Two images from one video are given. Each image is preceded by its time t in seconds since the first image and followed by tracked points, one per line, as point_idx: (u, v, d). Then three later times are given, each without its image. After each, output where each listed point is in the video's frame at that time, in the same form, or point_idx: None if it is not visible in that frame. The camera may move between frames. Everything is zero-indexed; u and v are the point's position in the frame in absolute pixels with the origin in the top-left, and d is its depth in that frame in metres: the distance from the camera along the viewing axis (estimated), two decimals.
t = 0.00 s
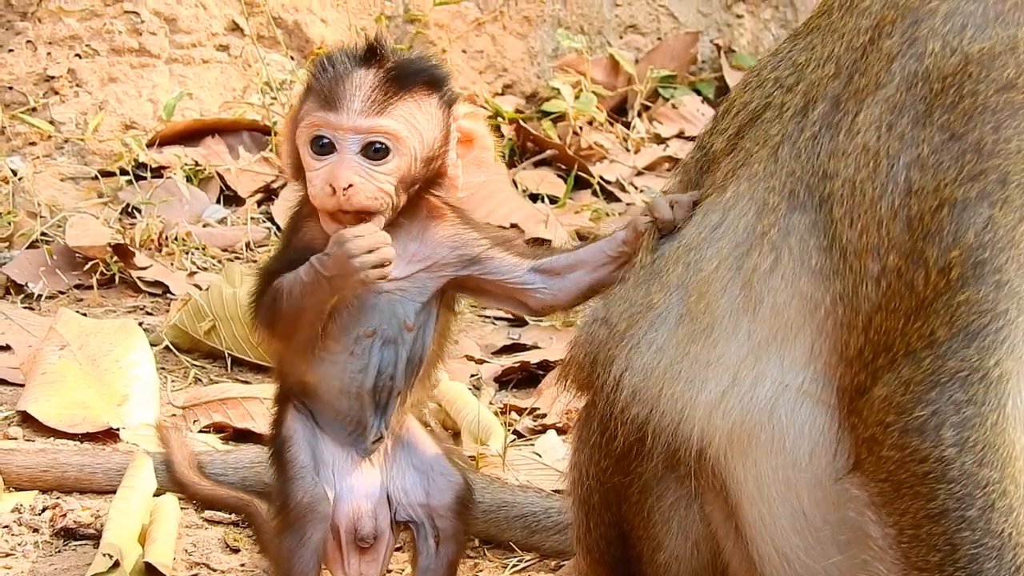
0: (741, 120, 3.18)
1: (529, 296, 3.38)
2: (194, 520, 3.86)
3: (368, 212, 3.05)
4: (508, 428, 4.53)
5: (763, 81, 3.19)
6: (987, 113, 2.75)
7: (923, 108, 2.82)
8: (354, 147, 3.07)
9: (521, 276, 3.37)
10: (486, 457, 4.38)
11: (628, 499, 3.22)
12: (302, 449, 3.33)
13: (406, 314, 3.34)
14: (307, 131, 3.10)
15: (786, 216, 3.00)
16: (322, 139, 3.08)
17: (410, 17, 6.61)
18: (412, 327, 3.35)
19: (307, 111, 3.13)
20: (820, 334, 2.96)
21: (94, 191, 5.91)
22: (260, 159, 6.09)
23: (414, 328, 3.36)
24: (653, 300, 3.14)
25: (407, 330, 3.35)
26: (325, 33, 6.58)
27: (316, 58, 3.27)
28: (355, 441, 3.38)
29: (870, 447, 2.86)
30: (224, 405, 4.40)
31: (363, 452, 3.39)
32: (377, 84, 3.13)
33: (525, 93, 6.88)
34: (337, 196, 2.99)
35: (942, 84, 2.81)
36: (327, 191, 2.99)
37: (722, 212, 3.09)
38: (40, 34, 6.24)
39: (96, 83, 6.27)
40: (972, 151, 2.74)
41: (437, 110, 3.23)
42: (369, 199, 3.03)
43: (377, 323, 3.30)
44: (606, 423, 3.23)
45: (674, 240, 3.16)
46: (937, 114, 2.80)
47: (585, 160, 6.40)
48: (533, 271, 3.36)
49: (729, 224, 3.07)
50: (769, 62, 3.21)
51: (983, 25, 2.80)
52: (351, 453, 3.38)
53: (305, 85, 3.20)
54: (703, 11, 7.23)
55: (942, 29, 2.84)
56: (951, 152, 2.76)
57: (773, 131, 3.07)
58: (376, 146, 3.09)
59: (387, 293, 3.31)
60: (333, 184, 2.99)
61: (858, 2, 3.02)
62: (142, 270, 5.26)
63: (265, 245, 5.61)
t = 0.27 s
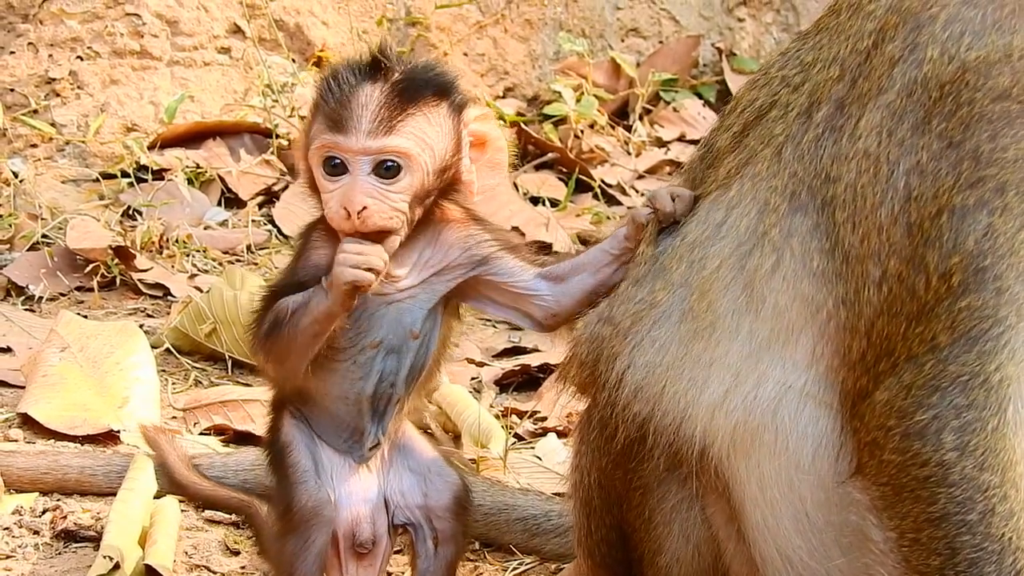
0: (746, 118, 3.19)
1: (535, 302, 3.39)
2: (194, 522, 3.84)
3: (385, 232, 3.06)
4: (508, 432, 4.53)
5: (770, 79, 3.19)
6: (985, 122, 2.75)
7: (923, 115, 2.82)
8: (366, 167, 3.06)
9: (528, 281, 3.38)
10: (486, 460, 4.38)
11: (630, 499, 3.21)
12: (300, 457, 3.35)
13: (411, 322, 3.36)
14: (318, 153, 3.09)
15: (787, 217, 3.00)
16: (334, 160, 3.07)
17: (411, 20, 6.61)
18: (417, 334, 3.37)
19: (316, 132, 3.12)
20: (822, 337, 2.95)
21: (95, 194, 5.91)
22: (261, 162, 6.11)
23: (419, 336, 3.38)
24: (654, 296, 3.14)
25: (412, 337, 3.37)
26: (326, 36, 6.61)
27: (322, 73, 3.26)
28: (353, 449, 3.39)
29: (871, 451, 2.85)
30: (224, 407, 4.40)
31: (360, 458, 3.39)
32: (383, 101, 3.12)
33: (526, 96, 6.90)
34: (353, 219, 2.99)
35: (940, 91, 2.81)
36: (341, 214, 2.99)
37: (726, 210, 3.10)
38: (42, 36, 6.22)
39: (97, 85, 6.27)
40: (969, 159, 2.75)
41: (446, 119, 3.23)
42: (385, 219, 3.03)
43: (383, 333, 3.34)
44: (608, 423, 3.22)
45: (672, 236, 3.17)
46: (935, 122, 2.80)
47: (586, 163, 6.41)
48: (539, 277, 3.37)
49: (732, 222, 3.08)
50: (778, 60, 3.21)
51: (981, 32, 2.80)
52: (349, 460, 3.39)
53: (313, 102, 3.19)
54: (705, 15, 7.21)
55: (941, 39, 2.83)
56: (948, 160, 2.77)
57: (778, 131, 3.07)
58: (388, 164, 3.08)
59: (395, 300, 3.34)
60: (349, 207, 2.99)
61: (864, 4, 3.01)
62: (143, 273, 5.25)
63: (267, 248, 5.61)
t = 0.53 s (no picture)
0: (749, 117, 3.21)
1: (551, 314, 3.36)
2: (194, 524, 3.84)
3: (414, 241, 3.04)
4: (508, 434, 4.53)
5: (773, 78, 3.20)
6: (983, 126, 2.75)
7: (923, 118, 2.82)
8: (396, 177, 3.03)
9: (545, 292, 3.35)
10: (485, 461, 4.38)
11: (630, 502, 3.21)
12: (315, 459, 3.35)
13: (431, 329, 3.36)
14: (346, 161, 3.06)
15: (789, 216, 3.00)
16: (362, 169, 3.03)
17: (410, 23, 6.62)
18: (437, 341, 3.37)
19: (344, 138, 3.08)
20: (824, 338, 2.96)
21: (93, 197, 5.91)
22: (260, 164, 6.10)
23: (438, 342, 3.38)
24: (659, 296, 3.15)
25: (432, 345, 3.37)
26: (325, 38, 6.63)
27: (348, 78, 3.22)
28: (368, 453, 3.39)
29: (872, 452, 2.86)
30: (223, 409, 4.39)
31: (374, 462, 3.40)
32: (413, 109, 3.08)
33: (525, 98, 6.94)
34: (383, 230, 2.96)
35: (938, 95, 2.81)
36: (371, 224, 2.97)
37: (731, 208, 3.10)
38: (41, 40, 6.21)
39: (96, 88, 6.28)
40: (969, 163, 2.76)
41: (473, 127, 3.20)
42: (415, 230, 3.01)
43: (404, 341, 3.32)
44: (608, 425, 3.22)
45: (686, 241, 3.15)
46: (934, 125, 2.80)
47: (585, 165, 6.41)
48: (557, 288, 3.34)
49: (737, 220, 3.08)
50: (780, 60, 3.23)
51: (980, 35, 2.79)
52: (363, 464, 3.39)
53: (339, 108, 3.15)
54: (704, 16, 7.21)
55: (941, 42, 2.82)
56: (948, 164, 2.78)
57: (780, 130, 3.07)
58: (418, 174, 3.05)
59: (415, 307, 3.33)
60: (379, 218, 2.96)
61: (867, 4, 3.01)
62: (142, 275, 5.26)
63: (265, 250, 5.61)
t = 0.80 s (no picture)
0: (753, 119, 3.19)
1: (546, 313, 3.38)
2: (197, 524, 3.83)
3: (401, 223, 3.11)
4: (511, 434, 4.53)
5: (776, 77, 3.19)
6: (982, 129, 2.76)
7: (923, 120, 2.83)
8: (382, 160, 3.09)
9: (538, 292, 3.37)
10: (488, 461, 4.38)
11: (633, 501, 3.21)
12: (316, 459, 3.34)
13: (425, 324, 3.37)
14: (334, 146, 3.11)
15: (791, 217, 2.99)
16: (349, 154, 3.09)
17: (412, 23, 6.62)
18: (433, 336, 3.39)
19: (330, 124, 3.14)
20: (829, 338, 2.96)
21: (95, 198, 5.88)
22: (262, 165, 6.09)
23: (432, 338, 3.39)
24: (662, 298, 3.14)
25: (425, 340, 3.38)
26: (327, 39, 6.63)
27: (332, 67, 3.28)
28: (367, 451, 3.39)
29: (876, 452, 2.86)
30: (226, 410, 4.39)
31: (374, 461, 3.40)
32: (398, 94, 3.14)
33: (526, 98, 6.93)
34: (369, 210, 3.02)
35: (939, 97, 2.82)
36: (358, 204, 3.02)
37: (734, 208, 3.09)
38: (43, 40, 6.20)
39: (98, 89, 6.28)
40: (970, 165, 2.76)
41: (458, 114, 3.27)
42: (402, 210, 3.08)
43: (396, 334, 3.33)
44: (612, 424, 3.22)
45: (687, 243, 3.15)
46: (936, 127, 2.81)
47: (587, 165, 6.40)
48: (549, 287, 3.36)
49: (740, 222, 3.07)
50: (783, 60, 3.21)
51: (979, 37, 2.80)
52: (363, 462, 3.40)
53: (324, 95, 3.20)
54: (705, 17, 7.22)
55: (943, 42, 2.83)
56: (949, 167, 2.79)
57: (782, 130, 3.07)
58: (404, 157, 3.12)
59: (409, 301, 3.34)
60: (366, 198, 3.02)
61: (871, 4, 3.00)
62: (144, 276, 5.26)
63: (267, 251, 5.61)
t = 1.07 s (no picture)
0: (764, 116, 3.18)
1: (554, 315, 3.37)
2: (201, 522, 3.83)
3: (412, 223, 3.03)
4: (515, 432, 4.53)
5: (790, 75, 3.17)
6: (985, 139, 2.75)
7: (927, 128, 2.82)
8: (389, 161, 3.07)
9: (547, 293, 3.37)
10: (492, 460, 4.37)
11: (642, 496, 3.20)
12: (321, 458, 3.33)
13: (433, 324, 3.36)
14: (340, 151, 3.09)
15: (801, 216, 2.99)
16: (355, 158, 3.07)
17: (415, 20, 6.63)
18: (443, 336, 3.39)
19: (336, 130, 3.12)
20: (841, 336, 2.96)
21: (99, 196, 5.92)
22: (265, 163, 6.12)
23: (440, 337, 3.38)
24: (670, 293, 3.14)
25: (433, 340, 3.37)
26: (330, 37, 6.66)
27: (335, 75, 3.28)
28: (372, 451, 3.39)
29: (886, 449, 2.86)
30: (230, 408, 4.39)
31: (379, 461, 3.40)
32: (400, 95, 3.13)
33: (530, 96, 6.91)
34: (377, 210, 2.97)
35: (940, 107, 2.81)
36: (365, 206, 2.97)
37: (745, 206, 3.08)
38: (46, 39, 6.22)
39: (101, 88, 6.28)
40: (976, 172, 2.75)
41: (462, 113, 3.26)
42: (412, 210, 3.02)
43: (405, 333, 3.31)
44: (623, 418, 3.22)
45: (698, 239, 3.14)
46: (940, 138, 2.80)
47: (590, 163, 6.40)
48: (558, 288, 3.36)
49: (752, 219, 3.06)
50: (799, 58, 3.19)
51: (972, 49, 2.80)
52: (366, 462, 3.39)
53: (328, 103, 3.20)
54: (708, 14, 7.23)
55: (941, 57, 2.83)
56: (955, 172, 2.78)
57: (792, 130, 3.06)
58: (411, 157, 3.09)
59: (420, 301, 3.33)
60: (373, 198, 2.97)
61: (882, 10, 2.99)
62: (148, 275, 5.26)
63: (271, 249, 5.62)
